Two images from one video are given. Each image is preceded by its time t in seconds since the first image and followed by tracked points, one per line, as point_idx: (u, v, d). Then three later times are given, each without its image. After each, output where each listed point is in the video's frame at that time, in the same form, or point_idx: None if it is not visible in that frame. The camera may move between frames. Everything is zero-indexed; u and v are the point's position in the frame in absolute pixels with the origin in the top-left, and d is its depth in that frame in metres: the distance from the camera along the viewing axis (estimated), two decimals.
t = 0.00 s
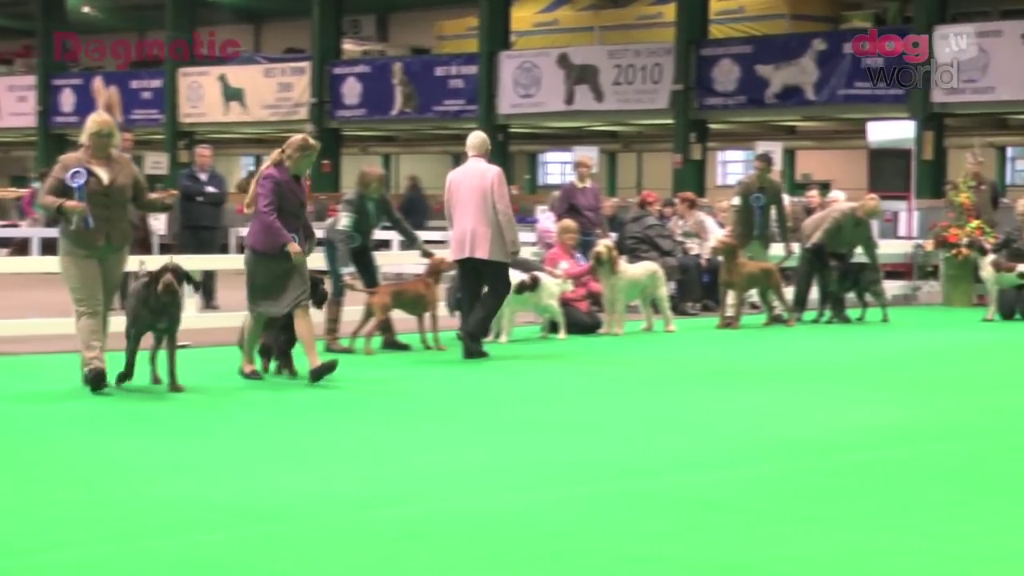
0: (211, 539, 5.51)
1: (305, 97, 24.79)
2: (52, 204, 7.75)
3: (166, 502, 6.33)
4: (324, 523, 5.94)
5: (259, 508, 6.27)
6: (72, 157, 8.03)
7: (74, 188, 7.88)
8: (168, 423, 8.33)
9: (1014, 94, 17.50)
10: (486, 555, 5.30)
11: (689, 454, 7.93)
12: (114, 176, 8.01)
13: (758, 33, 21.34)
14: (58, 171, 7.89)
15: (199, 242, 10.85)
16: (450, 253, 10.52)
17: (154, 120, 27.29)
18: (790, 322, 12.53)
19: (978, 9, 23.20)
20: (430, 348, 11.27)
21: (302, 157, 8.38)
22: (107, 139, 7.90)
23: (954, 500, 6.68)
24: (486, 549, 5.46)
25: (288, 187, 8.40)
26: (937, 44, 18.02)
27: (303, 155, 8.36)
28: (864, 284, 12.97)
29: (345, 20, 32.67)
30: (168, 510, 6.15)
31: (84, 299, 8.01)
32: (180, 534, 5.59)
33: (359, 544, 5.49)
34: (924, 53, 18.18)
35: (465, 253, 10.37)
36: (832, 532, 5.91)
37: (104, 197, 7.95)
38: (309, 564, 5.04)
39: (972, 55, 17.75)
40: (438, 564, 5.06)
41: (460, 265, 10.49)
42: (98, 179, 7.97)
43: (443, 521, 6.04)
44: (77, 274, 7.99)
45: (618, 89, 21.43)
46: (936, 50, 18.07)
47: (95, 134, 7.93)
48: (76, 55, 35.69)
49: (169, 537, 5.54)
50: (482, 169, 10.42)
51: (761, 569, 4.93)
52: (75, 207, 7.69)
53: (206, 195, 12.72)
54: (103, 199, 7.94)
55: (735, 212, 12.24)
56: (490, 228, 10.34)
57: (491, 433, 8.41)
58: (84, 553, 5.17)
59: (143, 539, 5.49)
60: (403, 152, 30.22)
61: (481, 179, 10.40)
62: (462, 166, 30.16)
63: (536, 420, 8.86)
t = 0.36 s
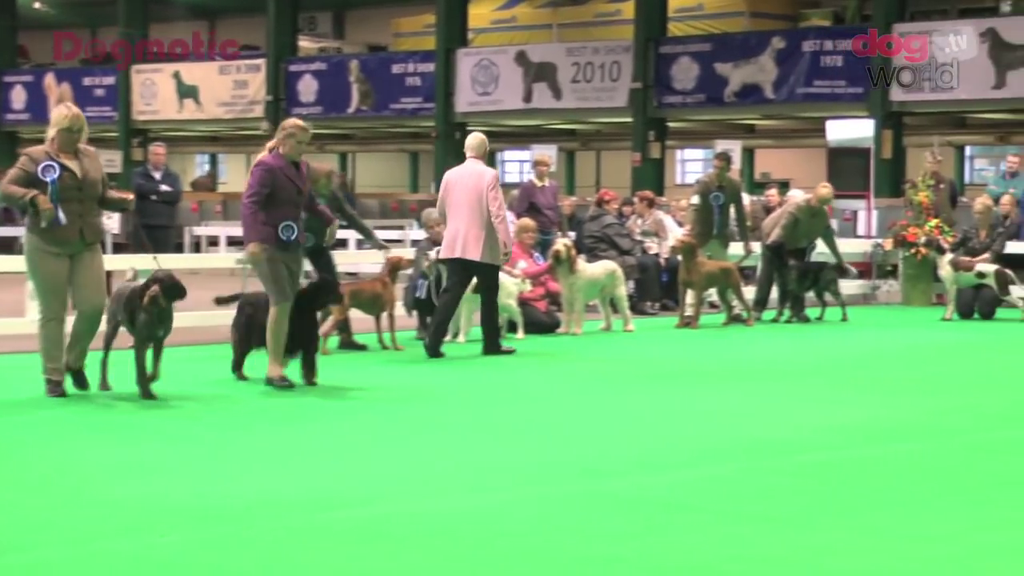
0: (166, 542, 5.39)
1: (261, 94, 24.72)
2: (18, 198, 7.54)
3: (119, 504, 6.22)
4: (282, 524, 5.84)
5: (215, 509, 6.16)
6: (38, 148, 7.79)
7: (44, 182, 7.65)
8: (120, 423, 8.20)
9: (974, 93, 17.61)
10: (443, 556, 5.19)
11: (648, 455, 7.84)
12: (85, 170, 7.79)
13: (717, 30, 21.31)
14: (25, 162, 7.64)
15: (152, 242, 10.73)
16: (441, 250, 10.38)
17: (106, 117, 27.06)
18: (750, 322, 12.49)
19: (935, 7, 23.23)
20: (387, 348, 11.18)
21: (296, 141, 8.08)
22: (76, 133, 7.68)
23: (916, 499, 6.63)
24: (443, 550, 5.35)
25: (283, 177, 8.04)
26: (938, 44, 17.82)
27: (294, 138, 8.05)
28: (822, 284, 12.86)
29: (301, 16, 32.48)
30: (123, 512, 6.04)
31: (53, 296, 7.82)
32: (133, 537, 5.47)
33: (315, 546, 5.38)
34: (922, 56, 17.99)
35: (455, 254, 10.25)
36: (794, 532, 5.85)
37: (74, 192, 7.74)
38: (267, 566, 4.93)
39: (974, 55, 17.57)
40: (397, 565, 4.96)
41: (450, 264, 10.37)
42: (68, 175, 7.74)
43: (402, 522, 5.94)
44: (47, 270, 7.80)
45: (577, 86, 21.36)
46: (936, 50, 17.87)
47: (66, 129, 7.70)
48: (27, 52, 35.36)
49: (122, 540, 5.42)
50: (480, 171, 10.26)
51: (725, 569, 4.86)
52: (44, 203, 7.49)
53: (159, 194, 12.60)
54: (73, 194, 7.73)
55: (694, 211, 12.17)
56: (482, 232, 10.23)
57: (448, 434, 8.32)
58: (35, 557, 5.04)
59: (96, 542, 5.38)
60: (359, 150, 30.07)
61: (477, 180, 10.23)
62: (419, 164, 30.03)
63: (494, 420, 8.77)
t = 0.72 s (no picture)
0: (129, 545, 5.28)
1: (226, 93, 24.74)
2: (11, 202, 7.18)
3: (82, 507, 6.10)
4: (247, 527, 5.74)
5: (180, 512, 6.05)
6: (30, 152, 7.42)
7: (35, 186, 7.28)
8: (83, 425, 8.08)
9: (944, 92, 17.54)
10: (411, 557, 5.10)
11: (618, 456, 7.76)
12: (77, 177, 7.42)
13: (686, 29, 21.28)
14: (15, 165, 7.29)
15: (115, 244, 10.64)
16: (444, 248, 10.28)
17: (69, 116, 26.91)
18: (719, 323, 12.44)
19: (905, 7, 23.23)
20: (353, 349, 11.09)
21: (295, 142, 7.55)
22: (71, 138, 7.30)
23: (888, 500, 6.57)
24: (412, 552, 5.25)
25: (286, 182, 7.52)
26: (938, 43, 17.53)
27: (292, 139, 7.53)
28: (792, 285, 12.81)
29: (266, 14, 32.40)
30: (85, 515, 5.93)
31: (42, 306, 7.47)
32: (96, 541, 5.36)
33: (281, 549, 5.28)
34: (923, 55, 17.64)
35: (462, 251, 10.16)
36: (766, 534, 5.78)
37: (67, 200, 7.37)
38: (231, 567, 4.83)
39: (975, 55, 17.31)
40: (363, 566, 4.87)
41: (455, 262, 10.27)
42: (60, 178, 7.38)
43: (369, 524, 5.85)
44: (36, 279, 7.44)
45: (545, 85, 21.28)
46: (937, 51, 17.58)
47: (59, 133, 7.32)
48: None
49: (84, 543, 5.31)
50: (487, 167, 10.25)
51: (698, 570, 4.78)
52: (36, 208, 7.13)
53: (123, 194, 12.50)
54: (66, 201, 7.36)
55: (663, 212, 12.10)
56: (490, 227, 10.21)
57: (416, 435, 8.22)
58: None
59: (57, 546, 5.26)
60: (326, 150, 29.97)
61: (484, 177, 10.22)
62: (387, 163, 29.94)
63: (462, 422, 8.68)
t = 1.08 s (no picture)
0: (98, 548, 5.16)
1: (196, 90, 24.67)
2: None
3: (49, 511, 5.98)
4: (218, 529, 5.62)
5: (151, 514, 5.93)
6: (19, 146, 6.98)
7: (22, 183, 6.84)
8: (50, 425, 7.95)
9: (919, 93, 17.55)
10: (382, 560, 4.99)
11: (593, 457, 7.67)
12: (72, 173, 6.97)
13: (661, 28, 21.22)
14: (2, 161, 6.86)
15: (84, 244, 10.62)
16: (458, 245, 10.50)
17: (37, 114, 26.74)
18: (694, 323, 12.37)
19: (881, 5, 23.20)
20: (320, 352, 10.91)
21: (300, 140, 7.25)
22: (63, 131, 6.85)
23: (867, 501, 6.49)
24: (383, 555, 5.14)
25: (297, 182, 7.27)
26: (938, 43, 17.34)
27: (296, 137, 7.24)
28: (768, 284, 12.74)
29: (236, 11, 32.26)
30: (52, 519, 5.80)
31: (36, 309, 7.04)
32: (65, 544, 5.23)
33: (253, 552, 5.17)
34: (923, 56, 17.44)
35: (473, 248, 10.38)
36: (745, 536, 5.68)
37: (61, 197, 6.93)
38: (207, 570, 4.71)
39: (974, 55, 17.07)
40: (341, 569, 4.75)
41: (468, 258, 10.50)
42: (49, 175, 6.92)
43: (343, 526, 5.75)
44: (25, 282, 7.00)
45: (520, 84, 21.20)
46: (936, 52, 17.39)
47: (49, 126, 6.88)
48: None
49: (52, 547, 5.19)
50: (493, 166, 10.41)
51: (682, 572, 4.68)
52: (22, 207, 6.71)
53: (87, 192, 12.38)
54: (59, 199, 6.92)
55: (637, 211, 12.01)
56: (498, 224, 10.34)
57: (387, 436, 8.12)
58: None
59: (25, 550, 5.14)
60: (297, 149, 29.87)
61: (490, 173, 10.42)
62: (358, 162, 29.83)
63: (434, 423, 8.57)
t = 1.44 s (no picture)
0: (65, 552, 5.06)
1: (165, 88, 24.60)
2: None
3: (15, 514, 5.87)
4: (187, 531, 5.53)
5: (120, 516, 5.83)
6: None
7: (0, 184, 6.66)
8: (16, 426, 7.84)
9: (918, 93, 17.36)
10: (352, 560, 4.91)
11: (566, 458, 7.60)
12: (49, 174, 6.80)
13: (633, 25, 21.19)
14: None
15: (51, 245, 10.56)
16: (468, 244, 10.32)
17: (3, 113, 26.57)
18: (667, 323, 12.32)
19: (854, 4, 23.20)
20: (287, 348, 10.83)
21: (318, 135, 6.93)
22: (41, 132, 6.69)
23: (842, 501, 6.44)
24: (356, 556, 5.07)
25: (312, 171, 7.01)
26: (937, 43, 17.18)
27: (314, 131, 6.91)
28: (741, 284, 12.70)
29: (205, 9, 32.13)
30: (18, 522, 5.69)
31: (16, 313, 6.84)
32: (30, 549, 5.13)
33: (223, 554, 5.08)
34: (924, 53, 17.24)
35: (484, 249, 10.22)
36: (720, 537, 5.62)
37: (40, 199, 6.76)
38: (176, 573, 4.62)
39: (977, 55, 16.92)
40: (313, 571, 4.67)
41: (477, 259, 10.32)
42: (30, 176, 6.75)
43: (315, 528, 5.66)
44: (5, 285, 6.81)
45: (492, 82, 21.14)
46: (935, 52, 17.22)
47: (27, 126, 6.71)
48: None
49: (18, 551, 5.08)
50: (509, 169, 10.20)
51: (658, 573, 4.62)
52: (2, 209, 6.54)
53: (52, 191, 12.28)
54: (38, 201, 6.76)
55: (611, 210, 11.94)
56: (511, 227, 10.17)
57: (358, 437, 8.04)
58: None
59: None
60: (267, 147, 29.77)
61: (506, 176, 10.21)
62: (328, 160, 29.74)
63: (405, 423, 8.49)
